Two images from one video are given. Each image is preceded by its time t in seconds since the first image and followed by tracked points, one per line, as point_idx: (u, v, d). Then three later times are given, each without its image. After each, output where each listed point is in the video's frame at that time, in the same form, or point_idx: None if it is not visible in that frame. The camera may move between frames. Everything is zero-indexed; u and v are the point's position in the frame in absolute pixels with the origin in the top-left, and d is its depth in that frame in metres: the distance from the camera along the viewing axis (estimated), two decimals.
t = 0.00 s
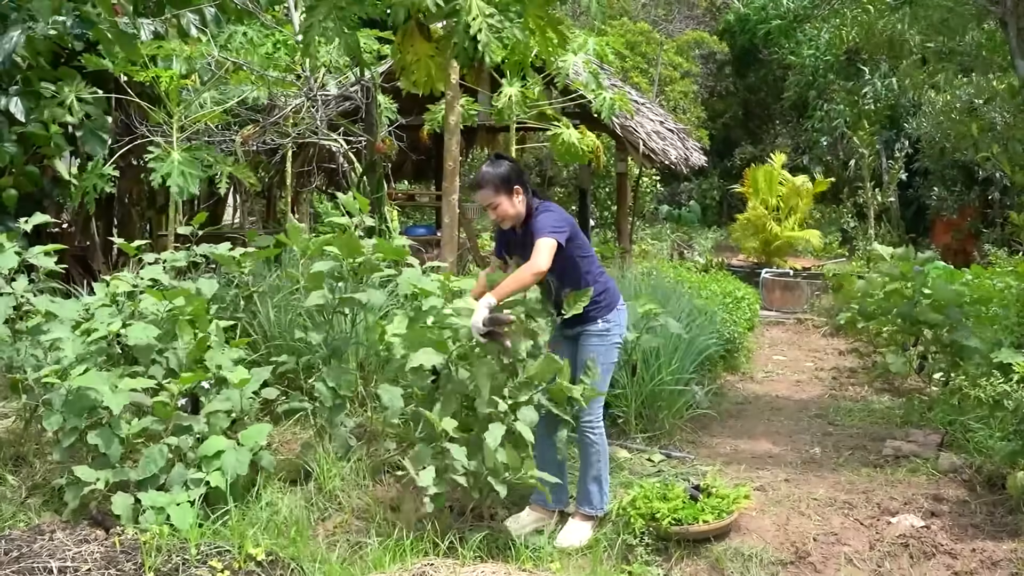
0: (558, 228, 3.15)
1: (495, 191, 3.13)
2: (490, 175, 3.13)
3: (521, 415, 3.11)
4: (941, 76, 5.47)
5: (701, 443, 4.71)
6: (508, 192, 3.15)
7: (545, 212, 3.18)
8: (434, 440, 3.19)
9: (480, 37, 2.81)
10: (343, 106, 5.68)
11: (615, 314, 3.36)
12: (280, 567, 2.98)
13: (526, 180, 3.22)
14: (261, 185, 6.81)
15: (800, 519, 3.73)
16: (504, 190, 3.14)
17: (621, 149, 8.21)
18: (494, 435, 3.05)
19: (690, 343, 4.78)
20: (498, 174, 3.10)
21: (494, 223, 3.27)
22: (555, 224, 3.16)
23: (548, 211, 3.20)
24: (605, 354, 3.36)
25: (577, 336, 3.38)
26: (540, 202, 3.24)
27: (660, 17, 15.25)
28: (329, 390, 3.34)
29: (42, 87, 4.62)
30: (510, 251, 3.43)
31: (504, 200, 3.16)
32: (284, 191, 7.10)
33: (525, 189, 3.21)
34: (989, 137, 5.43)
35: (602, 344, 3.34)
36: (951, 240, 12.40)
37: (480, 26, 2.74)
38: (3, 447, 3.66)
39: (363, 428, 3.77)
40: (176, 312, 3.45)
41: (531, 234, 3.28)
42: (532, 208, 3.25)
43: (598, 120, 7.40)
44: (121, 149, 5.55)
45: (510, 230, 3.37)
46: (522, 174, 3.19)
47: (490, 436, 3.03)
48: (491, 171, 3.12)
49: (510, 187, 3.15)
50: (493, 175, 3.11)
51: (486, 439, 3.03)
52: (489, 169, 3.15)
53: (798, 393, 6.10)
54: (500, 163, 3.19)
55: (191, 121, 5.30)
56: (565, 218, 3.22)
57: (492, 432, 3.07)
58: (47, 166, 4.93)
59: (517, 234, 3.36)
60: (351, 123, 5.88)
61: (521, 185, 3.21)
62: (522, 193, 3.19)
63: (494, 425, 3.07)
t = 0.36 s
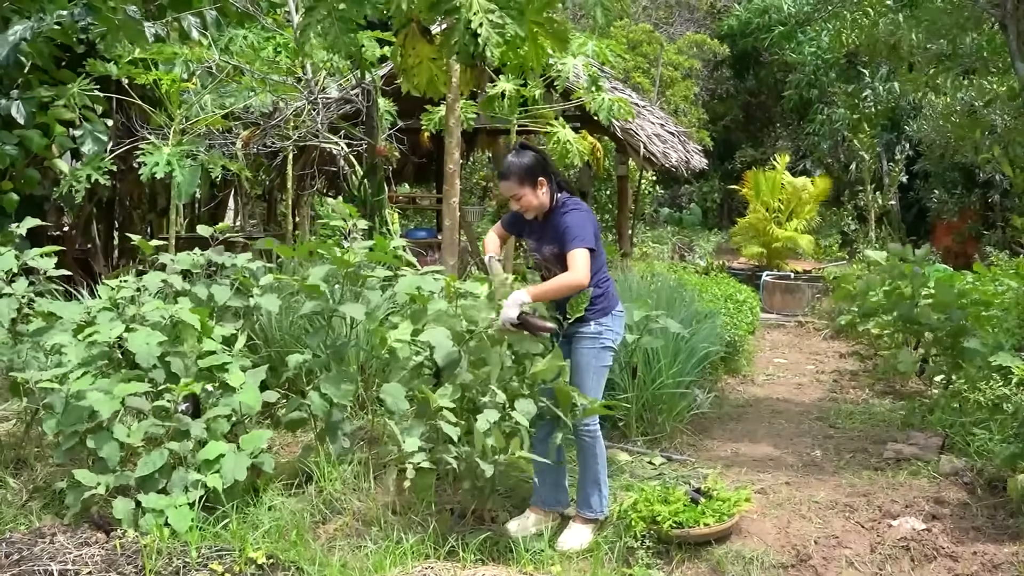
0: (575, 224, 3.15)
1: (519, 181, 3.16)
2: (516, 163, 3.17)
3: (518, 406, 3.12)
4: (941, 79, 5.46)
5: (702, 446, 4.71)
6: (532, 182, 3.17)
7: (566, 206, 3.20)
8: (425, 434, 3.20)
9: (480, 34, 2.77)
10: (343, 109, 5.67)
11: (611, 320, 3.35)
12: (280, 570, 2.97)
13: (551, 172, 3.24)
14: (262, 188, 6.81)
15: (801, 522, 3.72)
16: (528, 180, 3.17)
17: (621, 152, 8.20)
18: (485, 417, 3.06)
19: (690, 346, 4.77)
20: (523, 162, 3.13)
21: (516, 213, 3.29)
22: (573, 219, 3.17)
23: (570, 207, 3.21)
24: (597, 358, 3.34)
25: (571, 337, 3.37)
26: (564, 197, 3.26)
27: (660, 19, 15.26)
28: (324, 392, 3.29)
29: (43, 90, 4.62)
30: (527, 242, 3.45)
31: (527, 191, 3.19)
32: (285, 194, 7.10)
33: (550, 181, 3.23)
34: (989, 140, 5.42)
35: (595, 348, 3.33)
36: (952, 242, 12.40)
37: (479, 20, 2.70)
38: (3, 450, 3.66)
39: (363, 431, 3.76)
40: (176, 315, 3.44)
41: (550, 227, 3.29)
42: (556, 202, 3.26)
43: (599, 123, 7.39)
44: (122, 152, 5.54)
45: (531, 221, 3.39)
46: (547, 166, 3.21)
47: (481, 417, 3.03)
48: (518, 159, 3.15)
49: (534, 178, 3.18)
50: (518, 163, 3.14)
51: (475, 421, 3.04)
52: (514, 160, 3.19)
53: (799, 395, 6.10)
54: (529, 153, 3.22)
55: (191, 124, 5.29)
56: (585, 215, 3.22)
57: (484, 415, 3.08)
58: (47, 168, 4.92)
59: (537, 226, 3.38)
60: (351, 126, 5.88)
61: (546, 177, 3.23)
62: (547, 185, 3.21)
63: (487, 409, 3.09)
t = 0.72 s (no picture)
0: (593, 225, 3.20)
1: (541, 180, 3.22)
2: (536, 162, 3.23)
3: (530, 418, 3.17)
4: (942, 82, 5.47)
5: (703, 450, 4.70)
6: (552, 182, 3.23)
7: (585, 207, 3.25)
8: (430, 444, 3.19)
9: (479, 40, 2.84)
10: (345, 113, 5.68)
11: (622, 324, 3.37)
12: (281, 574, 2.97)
13: (572, 174, 3.30)
14: (264, 192, 6.82)
15: (802, 526, 3.72)
16: (548, 179, 3.23)
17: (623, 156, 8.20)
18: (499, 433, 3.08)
19: (692, 351, 4.77)
20: (543, 161, 3.19)
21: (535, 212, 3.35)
22: (591, 220, 3.22)
23: (588, 208, 3.27)
24: (606, 361, 3.36)
25: (581, 339, 3.40)
26: (583, 198, 3.31)
27: (660, 23, 15.28)
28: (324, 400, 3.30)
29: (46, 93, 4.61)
30: (544, 242, 3.50)
31: (547, 190, 3.25)
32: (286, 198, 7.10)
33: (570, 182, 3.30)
34: (990, 143, 5.43)
35: (604, 352, 3.35)
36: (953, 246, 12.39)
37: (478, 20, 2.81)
38: (4, 454, 3.66)
39: (365, 435, 3.76)
40: (178, 319, 3.44)
41: (568, 228, 3.35)
42: (575, 204, 3.32)
43: (600, 127, 7.40)
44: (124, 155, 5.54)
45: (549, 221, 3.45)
46: (568, 167, 3.28)
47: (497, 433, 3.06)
48: (539, 158, 3.22)
49: (554, 178, 3.24)
50: (540, 162, 3.20)
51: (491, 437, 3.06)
52: (537, 159, 3.24)
53: (801, 399, 6.10)
54: (551, 154, 3.29)
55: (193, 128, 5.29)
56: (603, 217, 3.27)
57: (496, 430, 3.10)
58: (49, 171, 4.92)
59: (554, 227, 3.43)
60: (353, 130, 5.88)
61: (566, 178, 3.29)
62: (567, 185, 3.27)
63: (498, 422, 3.11)
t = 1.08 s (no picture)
0: (594, 227, 3.21)
1: (544, 182, 3.22)
2: (539, 163, 3.23)
3: (527, 412, 3.18)
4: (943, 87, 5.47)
5: (704, 455, 4.70)
6: (556, 183, 3.23)
7: (586, 210, 3.26)
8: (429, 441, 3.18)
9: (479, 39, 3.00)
10: (346, 119, 5.65)
11: (620, 326, 3.39)
12: None
13: (575, 176, 3.30)
14: (265, 198, 6.82)
15: (804, 531, 3.71)
16: (552, 181, 3.22)
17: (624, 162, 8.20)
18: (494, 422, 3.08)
19: (693, 356, 4.77)
20: (546, 164, 3.19)
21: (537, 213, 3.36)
22: (593, 222, 3.23)
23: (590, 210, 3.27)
24: (606, 362, 3.38)
25: (581, 340, 3.42)
26: (585, 200, 3.32)
27: (661, 28, 15.29)
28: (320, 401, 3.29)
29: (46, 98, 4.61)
30: (544, 242, 3.51)
31: (550, 192, 3.25)
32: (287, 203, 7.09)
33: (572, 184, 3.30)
34: (991, 148, 5.43)
35: (603, 353, 3.37)
36: (954, 251, 12.39)
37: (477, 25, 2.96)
38: (5, 459, 3.66)
39: (365, 439, 3.76)
40: (178, 325, 3.44)
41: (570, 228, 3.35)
42: (576, 205, 3.32)
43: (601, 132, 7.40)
44: (125, 160, 5.55)
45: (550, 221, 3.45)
46: (571, 169, 3.28)
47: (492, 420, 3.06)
48: (542, 160, 3.21)
49: (557, 180, 3.24)
50: (543, 164, 3.20)
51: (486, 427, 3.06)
52: (540, 160, 3.24)
53: (802, 404, 6.09)
54: (555, 156, 3.28)
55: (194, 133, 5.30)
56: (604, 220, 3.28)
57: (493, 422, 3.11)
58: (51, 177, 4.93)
59: (555, 227, 3.44)
60: (354, 135, 5.87)
61: (569, 179, 3.30)
62: (570, 187, 3.28)
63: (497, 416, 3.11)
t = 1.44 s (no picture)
0: (599, 232, 3.23)
1: (554, 184, 3.22)
2: (551, 166, 3.23)
3: (524, 409, 3.15)
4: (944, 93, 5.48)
5: (705, 460, 4.69)
6: (566, 188, 3.23)
7: (592, 214, 3.27)
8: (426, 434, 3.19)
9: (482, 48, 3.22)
10: (347, 125, 5.66)
11: (619, 329, 3.41)
12: None
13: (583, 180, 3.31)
14: (266, 203, 6.83)
15: (805, 536, 3.71)
16: (562, 184, 3.23)
17: (625, 167, 8.19)
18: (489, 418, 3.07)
19: (693, 360, 4.77)
20: (558, 168, 3.19)
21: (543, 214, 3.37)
22: (598, 227, 3.24)
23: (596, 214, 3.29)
24: (605, 364, 3.40)
25: (580, 342, 3.43)
26: (591, 204, 3.33)
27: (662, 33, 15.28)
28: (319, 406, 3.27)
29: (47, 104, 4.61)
30: (546, 243, 3.52)
31: (559, 194, 3.25)
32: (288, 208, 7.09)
33: (580, 188, 3.31)
34: (991, 153, 5.43)
35: (602, 355, 3.38)
36: (955, 256, 12.39)
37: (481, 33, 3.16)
38: (5, 465, 3.65)
39: (366, 445, 3.76)
40: (178, 330, 3.43)
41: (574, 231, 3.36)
42: (582, 209, 3.33)
43: (602, 137, 7.40)
44: (126, 165, 5.55)
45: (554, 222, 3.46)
46: (580, 172, 3.29)
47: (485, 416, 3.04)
48: (554, 163, 3.21)
49: (567, 183, 3.24)
50: (555, 168, 3.20)
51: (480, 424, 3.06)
52: (551, 163, 3.24)
53: (803, 410, 6.09)
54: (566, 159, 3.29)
55: (195, 138, 5.29)
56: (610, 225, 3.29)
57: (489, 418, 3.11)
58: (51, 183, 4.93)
59: (559, 228, 3.45)
60: (355, 140, 5.87)
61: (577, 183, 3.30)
62: (578, 191, 3.28)
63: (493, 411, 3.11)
